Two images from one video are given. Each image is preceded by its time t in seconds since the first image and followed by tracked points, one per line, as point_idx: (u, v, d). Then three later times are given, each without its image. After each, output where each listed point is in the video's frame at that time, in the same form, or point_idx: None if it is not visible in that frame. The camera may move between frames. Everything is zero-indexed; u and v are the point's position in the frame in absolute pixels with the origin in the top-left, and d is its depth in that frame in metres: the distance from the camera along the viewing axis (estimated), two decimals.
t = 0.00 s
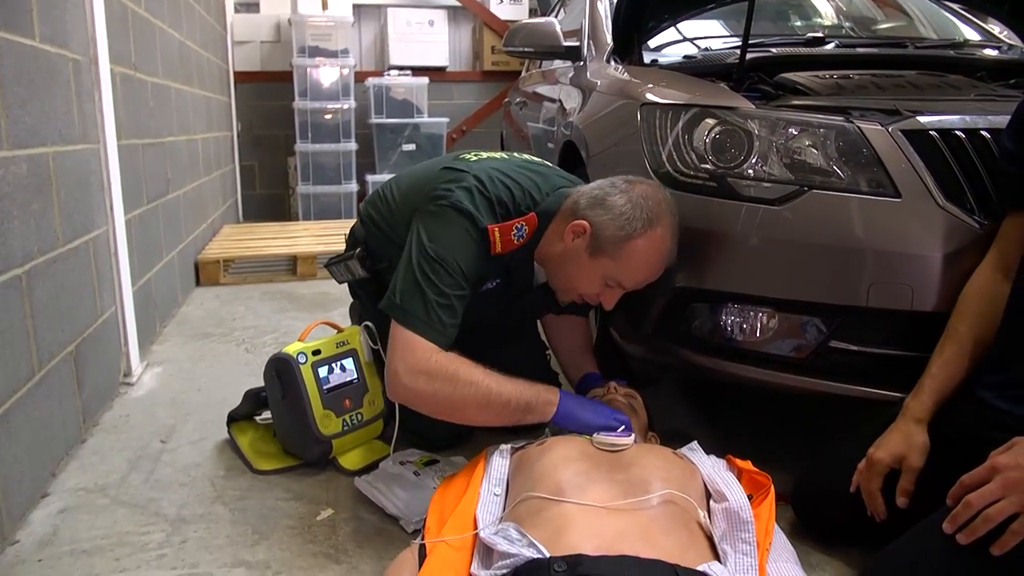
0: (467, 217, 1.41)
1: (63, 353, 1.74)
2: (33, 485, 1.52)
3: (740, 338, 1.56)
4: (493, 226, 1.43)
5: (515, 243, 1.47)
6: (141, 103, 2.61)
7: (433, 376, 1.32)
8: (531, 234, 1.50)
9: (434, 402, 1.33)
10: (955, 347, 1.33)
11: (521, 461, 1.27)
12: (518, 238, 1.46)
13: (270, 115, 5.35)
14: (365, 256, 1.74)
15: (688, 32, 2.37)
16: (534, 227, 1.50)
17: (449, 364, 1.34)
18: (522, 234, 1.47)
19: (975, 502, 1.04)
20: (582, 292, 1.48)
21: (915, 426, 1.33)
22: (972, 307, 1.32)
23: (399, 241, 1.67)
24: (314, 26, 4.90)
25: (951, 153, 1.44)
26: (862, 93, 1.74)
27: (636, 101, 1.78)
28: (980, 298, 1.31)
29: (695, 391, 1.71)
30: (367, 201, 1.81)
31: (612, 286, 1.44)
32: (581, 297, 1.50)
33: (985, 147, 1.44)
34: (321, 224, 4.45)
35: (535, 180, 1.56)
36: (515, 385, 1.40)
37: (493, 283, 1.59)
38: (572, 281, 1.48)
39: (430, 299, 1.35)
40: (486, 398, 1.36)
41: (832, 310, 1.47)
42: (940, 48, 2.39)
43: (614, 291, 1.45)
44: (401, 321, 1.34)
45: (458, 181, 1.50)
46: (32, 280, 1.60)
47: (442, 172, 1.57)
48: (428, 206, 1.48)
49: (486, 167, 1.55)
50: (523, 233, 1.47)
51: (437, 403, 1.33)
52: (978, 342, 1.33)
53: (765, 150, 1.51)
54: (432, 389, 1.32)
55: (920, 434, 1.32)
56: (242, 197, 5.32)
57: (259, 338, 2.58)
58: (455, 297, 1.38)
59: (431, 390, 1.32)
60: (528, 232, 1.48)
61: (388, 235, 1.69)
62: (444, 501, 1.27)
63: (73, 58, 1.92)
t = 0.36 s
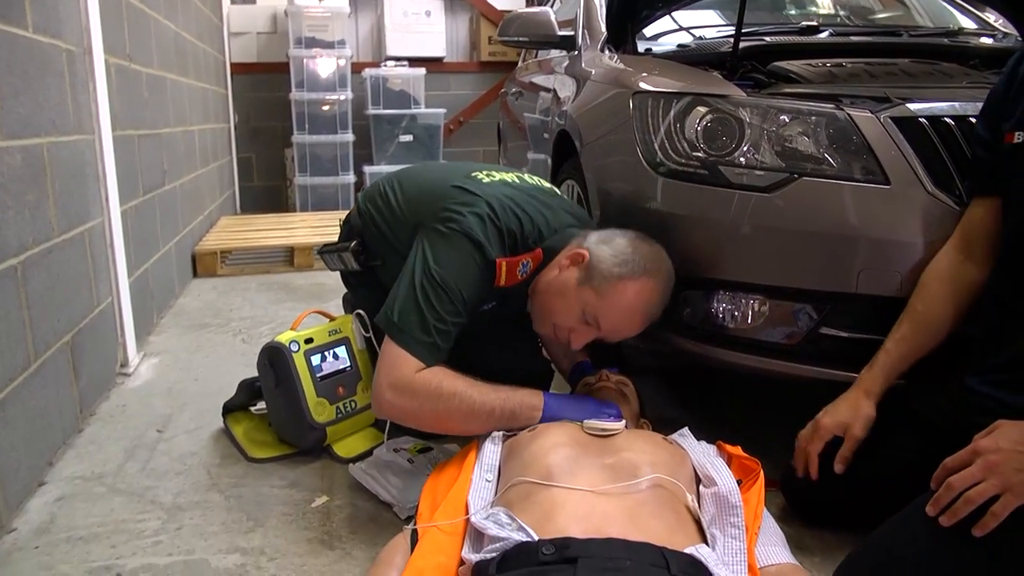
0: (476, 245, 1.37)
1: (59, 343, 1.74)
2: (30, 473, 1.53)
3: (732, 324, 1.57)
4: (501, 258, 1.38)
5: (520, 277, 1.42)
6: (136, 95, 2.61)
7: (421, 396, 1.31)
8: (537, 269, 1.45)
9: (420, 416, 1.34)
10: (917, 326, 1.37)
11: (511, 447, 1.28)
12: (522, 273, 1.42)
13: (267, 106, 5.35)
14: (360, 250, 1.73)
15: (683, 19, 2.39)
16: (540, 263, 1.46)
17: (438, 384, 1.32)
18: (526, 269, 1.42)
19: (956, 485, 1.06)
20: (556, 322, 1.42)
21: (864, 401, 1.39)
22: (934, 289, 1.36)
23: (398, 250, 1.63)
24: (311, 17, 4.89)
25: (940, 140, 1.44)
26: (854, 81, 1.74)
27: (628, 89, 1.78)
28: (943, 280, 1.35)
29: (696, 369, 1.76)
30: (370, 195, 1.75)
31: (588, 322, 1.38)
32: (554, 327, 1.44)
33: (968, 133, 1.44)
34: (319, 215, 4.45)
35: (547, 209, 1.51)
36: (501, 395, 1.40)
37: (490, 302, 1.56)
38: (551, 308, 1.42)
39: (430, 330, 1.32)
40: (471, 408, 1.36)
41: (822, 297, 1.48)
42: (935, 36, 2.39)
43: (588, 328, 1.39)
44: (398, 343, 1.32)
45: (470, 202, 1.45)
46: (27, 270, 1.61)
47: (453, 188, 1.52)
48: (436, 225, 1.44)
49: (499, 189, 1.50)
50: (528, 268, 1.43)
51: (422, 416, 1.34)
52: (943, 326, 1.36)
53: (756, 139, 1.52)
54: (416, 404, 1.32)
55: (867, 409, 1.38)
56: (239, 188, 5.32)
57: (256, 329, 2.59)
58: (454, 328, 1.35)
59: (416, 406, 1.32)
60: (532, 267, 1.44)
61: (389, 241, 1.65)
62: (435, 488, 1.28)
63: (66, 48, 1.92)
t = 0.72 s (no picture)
0: (483, 258, 1.36)
1: (51, 332, 1.75)
2: (22, 460, 1.54)
3: (720, 309, 1.58)
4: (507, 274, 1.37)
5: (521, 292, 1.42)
6: (127, 83, 2.60)
7: (414, 391, 1.30)
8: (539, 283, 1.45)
9: (412, 413, 1.33)
10: (905, 314, 1.39)
11: (499, 433, 1.29)
12: (524, 287, 1.42)
13: (261, 96, 5.33)
14: (353, 239, 1.72)
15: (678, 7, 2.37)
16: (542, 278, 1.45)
17: (430, 377, 1.31)
18: (528, 285, 1.42)
19: (936, 465, 1.12)
20: (553, 327, 1.41)
21: (861, 394, 1.41)
22: (922, 277, 1.37)
23: (398, 246, 1.62)
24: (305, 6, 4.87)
25: (926, 124, 1.45)
26: (843, 67, 1.75)
27: (618, 76, 1.78)
28: (929, 266, 1.37)
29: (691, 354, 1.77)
30: (374, 186, 1.73)
31: (587, 327, 1.37)
32: (550, 331, 1.42)
33: (953, 116, 1.45)
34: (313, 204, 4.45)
35: (553, 219, 1.50)
36: (494, 388, 1.38)
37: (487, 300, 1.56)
38: (550, 312, 1.40)
39: (429, 335, 1.32)
40: (463, 402, 1.34)
41: (809, 282, 1.49)
42: (927, 22, 2.40)
43: (586, 334, 1.38)
44: (397, 346, 1.32)
45: (480, 210, 1.43)
46: (18, 258, 1.61)
47: (461, 191, 1.50)
48: (443, 230, 1.43)
49: (508, 197, 1.49)
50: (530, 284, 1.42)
51: (414, 412, 1.32)
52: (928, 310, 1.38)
53: (745, 125, 1.52)
54: (408, 401, 1.31)
55: (864, 402, 1.40)
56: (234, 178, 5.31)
57: (249, 317, 2.60)
58: (453, 335, 1.36)
59: (407, 402, 1.31)
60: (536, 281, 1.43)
61: (390, 238, 1.64)
62: (424, 473, 1.29)
63: (56, 37, 1.91)
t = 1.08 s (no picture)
0: (474, 237, 1.36)
1: (40, 317, 1.75)
2: (12, 445, 1.55)
3: (708, 289, 1.59)
4: (497, 253, 1.38)
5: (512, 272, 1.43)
6: (115, 68, 2.58)
7: (402, 368, 1.31)
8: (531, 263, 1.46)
9: (403, 389, 1.33)
10: (891, 293, 1.40)
11: (489, 412, 1.30)
12: (515, 267, 1.43)
13: (252, 82, 5.30)
14: (343, 221, 1.72)
15: None
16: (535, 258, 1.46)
17: (418, 353, 1.32)
18: (519, 264, 1.43)
19: (920, 441, 1.13)
20: (552, 309, 1.41)
21: (847, 372, 1.42)
22: (909, 255, 1.38)
23: (389, 228, 1.62)
24: None
25: (912, 104, 1.45)
26: (832, 48, 1.75)
27: (607, 58, 1.77)
28: (915, 245, 1.38)
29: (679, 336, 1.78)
30: (364, 168, 1.72)
31: (585, 306, 1.38)
32: (549, 313, 1.42)
33: (939, 96, 1.45)
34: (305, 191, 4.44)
35: (544, 200, 1.50)
36: (482, 364, 1.39)
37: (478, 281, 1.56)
38: (547, 294, 1.41)
39: (420, 312, 1.33)
40: (453, 378, 1.35)
41: (797, 262, 1.49)
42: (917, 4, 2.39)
43: (584, 314, 1.39)
44: (387, 324, 1.32)
45: (472, 189, 1.43)
46: (6, 243, 1.61)
47: (454, 172, 1.50)
48: (435, 209, 1.43)
49: (499, 177, 1.49)
50: (521, 264, 1.43)
51: (403, 388, 1.33)
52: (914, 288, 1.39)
53: (733, 106, 1.52)
54: (397, 377, 1.31)
55: (850, 379, 1.42)
56: (226, 165, 5.29)
57: (241, 303, 2.60)
58: (444, 314, 1.36)
59: (396, 379, 1.32)
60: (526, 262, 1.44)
61: (381, 219, 1.64)
62: (413, 454, 1.30)
63: (41, 21, 1.90)
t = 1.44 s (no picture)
0: (473, 225, 1.36)
1: (41, 304, 1.75)
2: (13, 431, 1.55)
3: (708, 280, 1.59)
4: (496, 243, 1.38)
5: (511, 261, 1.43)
6: (116, 56, 2.58)
7: (401, 357, 1.31)
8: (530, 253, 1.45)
9: (401, 378, 1.33)
10: (891, 284, 1.40)
11: (487, 401, 1.30)
12: (514, 257, 1.42)
13: (254, 72, 5.29)
14: (343, 211, 1.72)
15: None
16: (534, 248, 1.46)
17: (417, 343, 1.32)
18: (518, 254, 1.43)
19: (918, 431, 1.12)
20: (552, 300, 1.41)
21: (846, 362, 1.42)
22: (909, 246, 1.38)
23: (388, 216, 1.62)
24: None
25: (914, 94, 1.44)
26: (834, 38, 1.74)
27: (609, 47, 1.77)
28: (915, 236, 1.38)
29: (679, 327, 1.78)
30: (364, 157, 1.72)
31: (584, 297, 1.38)
32: (548, 304, 1.42)
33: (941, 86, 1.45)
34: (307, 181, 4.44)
35: (543, 188, 1.50)
36: (481, 354, 1.39)
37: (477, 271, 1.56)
38: (547, 284, 1.41)
39: (419, 301, 1.33)
40: (451, 367, 1.35)
41: (797, 253, 1.49)
42: None
43: (583, 305, 1.39)
44: (386, 313, 1.32)
45: (471, 178, 1.43)
46: (6, 230, 1.61)
47: (453, 161, 1.50)
48: (434, 198, 1.42)
49: (498, 166, 1.49)
50: (520, 254, 1.43)
51: (401, 377, 1.33)
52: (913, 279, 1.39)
53: (734, 96, 1.51)
54: (396, 366, 1.32)
55: (849, 369, 1.42)
56: (227, 154, 5.29)
57: (242, 292, 2.60)
58: (442, 303, 1.36)
59: (394, 368, 1.32)
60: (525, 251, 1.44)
61: (380, 208, 1.64)
62: (412, 442, 1.30)
63: (42, 8, 1.89)
